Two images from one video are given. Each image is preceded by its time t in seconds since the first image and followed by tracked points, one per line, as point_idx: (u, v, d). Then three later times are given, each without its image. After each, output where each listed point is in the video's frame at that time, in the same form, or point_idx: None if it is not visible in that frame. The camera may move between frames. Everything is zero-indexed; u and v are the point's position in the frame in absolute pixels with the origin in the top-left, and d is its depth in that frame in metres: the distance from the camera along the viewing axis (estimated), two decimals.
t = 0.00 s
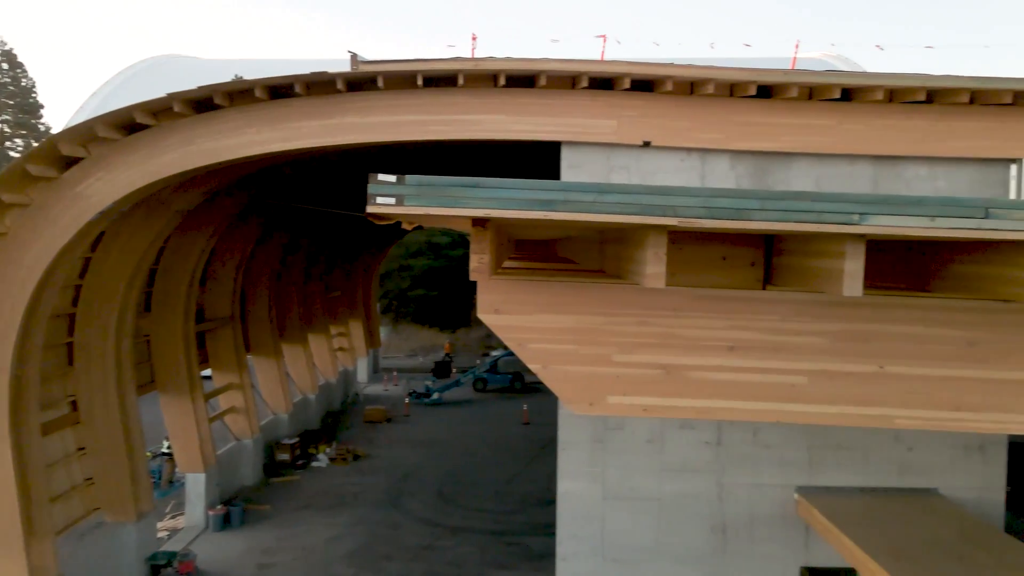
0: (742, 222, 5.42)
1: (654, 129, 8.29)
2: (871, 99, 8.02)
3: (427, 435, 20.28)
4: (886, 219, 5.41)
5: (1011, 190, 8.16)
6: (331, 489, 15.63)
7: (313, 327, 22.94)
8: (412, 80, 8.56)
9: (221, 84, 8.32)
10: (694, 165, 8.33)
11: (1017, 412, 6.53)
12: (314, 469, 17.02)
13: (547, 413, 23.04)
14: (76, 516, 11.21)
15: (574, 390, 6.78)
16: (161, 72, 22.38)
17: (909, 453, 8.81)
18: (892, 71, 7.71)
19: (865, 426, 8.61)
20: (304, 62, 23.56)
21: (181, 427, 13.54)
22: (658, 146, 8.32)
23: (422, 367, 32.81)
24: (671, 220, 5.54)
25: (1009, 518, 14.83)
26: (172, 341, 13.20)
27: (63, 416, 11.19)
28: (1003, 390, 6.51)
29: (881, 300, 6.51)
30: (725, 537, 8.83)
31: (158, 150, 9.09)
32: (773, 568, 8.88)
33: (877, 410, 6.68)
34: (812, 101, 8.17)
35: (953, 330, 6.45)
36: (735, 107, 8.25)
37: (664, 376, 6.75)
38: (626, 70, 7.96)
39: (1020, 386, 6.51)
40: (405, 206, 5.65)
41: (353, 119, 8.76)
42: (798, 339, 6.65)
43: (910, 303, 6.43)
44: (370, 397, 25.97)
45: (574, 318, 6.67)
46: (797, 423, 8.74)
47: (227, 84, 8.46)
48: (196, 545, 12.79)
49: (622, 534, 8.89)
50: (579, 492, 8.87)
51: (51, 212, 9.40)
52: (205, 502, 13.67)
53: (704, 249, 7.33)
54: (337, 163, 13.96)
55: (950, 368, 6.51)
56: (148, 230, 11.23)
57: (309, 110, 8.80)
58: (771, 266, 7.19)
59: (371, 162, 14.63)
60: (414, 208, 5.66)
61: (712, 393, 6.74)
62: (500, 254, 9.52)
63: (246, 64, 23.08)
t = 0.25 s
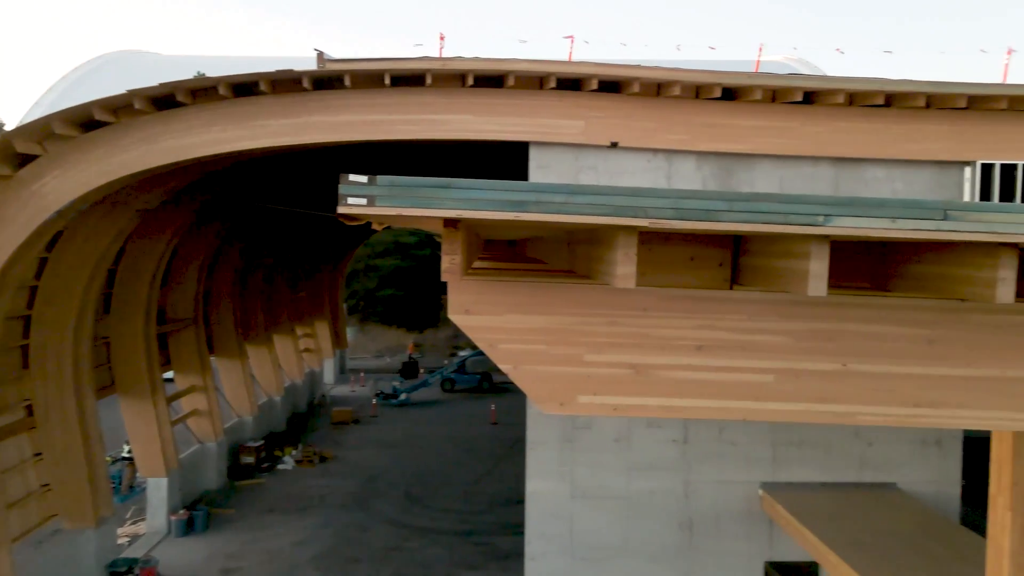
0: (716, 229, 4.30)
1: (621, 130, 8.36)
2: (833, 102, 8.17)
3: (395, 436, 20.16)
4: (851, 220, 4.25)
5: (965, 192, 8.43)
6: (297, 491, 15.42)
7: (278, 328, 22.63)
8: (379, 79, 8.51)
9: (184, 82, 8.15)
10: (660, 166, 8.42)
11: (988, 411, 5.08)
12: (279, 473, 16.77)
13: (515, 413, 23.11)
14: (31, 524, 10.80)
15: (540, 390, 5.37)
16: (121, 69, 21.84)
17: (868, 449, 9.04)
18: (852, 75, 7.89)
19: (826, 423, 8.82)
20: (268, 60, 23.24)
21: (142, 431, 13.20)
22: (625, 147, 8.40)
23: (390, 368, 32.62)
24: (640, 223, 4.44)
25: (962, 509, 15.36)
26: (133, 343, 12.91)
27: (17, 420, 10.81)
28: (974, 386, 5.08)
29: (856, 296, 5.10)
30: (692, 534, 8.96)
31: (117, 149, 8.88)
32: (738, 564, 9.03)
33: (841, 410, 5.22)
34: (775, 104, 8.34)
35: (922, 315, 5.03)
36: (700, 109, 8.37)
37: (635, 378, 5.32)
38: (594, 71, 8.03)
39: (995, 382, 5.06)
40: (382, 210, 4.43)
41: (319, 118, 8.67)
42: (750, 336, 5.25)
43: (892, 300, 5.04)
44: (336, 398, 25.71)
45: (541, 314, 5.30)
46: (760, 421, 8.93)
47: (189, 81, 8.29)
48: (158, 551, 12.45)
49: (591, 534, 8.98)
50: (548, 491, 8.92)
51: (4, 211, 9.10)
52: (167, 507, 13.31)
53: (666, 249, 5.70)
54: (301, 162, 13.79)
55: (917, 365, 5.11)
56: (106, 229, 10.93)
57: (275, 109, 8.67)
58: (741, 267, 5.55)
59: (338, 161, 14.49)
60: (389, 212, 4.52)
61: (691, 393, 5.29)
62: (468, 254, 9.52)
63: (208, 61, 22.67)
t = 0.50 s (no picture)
0: (682, 229, 4.30)
1: (585, 130, 8.45)
2: (792, 105, 8.38)
3: (360, 438, 19.96)
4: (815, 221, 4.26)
5: (918, 194, 8.72)
6: (260, 495, 15.17)
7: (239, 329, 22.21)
8: (344, 78, 8.45)
9: (143, 78, 7.99)
10: (625, 167, 8.58)
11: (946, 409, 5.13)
12: (241, 476, 16.46)
13: (481, 412, 23.10)
14: None
15: (512, 391, 5.22)
16: (78, 59, 21.33)
17: (827, 444, 9.27)
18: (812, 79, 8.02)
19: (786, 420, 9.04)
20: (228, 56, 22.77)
21: (97, 435, 12.82)
22: (590, 147, 8.51)
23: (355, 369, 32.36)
24: (611, 225, 4.33)
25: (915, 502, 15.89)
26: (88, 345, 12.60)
27: None
28: (934, 384, 5.12)
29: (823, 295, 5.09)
30: (656, 532, 9.10)
31: (71, 146, 8.63)
32: (701, 560, 9.19)
33: (804, 407, 5.22)
34: (737, 107, 8.45)
35: (886, 314, 5.05)
36: (664, 111, 8.48)
37: (602, 378, 5.22)
38: (560, 72, 8.02)
39: (952, 381, 5.11)
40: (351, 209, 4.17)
41: (283, 117, 8.57)
42: (717, 336, 5.18)
43: (855, 298, 5.04)
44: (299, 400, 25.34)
45: (512, 313, 5.18)
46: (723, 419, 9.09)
47: (148, 78, 8.11)
48: (115, 558, 12.08)
49: (557, 533, 9.05)
50: (514, 491, 8.94)
51: None
52: (125, 513, 12.92)
53: (632, 251, 5.75)
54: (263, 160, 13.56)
55: (879, 363, 5.14)
56: (59, 229, 10.61)
57: (237, 107, 8.53)
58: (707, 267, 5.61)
59: (301, 161, 14.30)
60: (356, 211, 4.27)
61: (661, 392, 5.22)
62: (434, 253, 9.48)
63: (166, 56, 22.10)
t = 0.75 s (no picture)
0: (652, 231, 4.31)
1: (551, 130, 8.50)
2: (754, 107, 8.51)
3: (325, 440, 19.72)
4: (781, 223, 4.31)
5: (873, 196, 9.01)
6: (221, 499, 14.89)
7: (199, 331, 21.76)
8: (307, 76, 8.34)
9: (99, 73, 7.81)
10: (590, 167, 8.67)
11: (902, 405, 5.30)
12: (202, 480, 16.12)
13: (447, 413, 23.05)
14: None
15: (483, 391, 5.21)
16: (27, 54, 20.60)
17: (787, 441, 9.52)
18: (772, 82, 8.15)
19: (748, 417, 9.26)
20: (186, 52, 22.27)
21: (51, 440, 12.45)
22: (556, 147, 8.58)
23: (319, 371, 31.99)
24: (582, 226, 4.28)
25: (872, 495, 16.35)
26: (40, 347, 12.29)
27: None
28: (891, 380, 5.28)
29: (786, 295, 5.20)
30: (621, 529, 9.24)
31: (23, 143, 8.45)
32: (665, 555, 9.34)
33: (767, 404, 5.31)
34: (699, 108, 8.58)
35: (848, 313, 5.19)
36: (629, 112, 8.59)
37: (573, 377, 5.26)
38: (525, 73, 8.01)
39: (908, 377, 5.27)
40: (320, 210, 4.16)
41: (245, 114, 8.44)
42: (685, 335, 5.23)
43: (818, 298, 5.15)
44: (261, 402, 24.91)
45: (481, 313, 5.18)
46: (686, 417, 9.26)
47: (104, 74, 7.91)
48: (70, 566, 11.69)
49: (523, 532, 9.09)
50: (480, 490, 8.97)
51: None
52: (80, 519, 12.53)
53: (602, 252, 5.83)
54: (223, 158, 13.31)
55: (839, 361, 5.26)
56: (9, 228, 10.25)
57: (198, 105, 8.38)
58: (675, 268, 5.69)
59: (262, 159, 14.07)
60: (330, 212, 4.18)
61: (630, 391, 5.24)
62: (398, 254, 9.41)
63: (121, 51, 21.51)
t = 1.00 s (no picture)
0: (625, 232, 4.15)
1: (517, 131, 8.53)
2: (717, 109, 8.72)
3: (289, 442, 19.45)
4: (751, 224, 4.24)
5: (832, 196, 9.17)
6: (182, 504, 14.59)
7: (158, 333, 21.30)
8: (270, 74, 8.32)
9: (55, 69, 7.82)
10: (556, 167, 8.68)
11: (863, 401, 5.44)
12: (162, 485, 15.76)
13: (414, 413, 22.95)
14: None
15: (454, 390, 5.13)
16: None
17: (750, 437, 9.71)
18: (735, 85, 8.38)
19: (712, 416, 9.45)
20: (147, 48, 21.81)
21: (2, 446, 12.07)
22: (523, 148, 8.58)
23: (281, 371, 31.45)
24: (556, 228, 4.08)
25: (832, 491, 16.78)
26: None
27: None
28: (853, 378, 5.41)
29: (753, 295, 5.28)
30: (588, 528, 9.33)
31: None
32: (631, 552, 9.48)
33: (734, 402, 5.38)
34: (664, 110, 8.71)
35: (813, 312, 5.30)
36: (595, 113, 8.67)
37: (545, 377, 5.23)
38: (491, 73, 8.07)
39: (869, 374, 5.41)
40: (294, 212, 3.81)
41: (209, 112, 8.46)
42: (654, 335, 5.26)
43: (783, 297, 5.25)
44: (223, 404, 24.45)
45: (453, 313, 5.09)
46: (651, 416, 9.41)
47: (61, 69, 7.90)
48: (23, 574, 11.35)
49: (491, 531, 9.15)
50: (447, 490, 9.00)
51: None
52: (34, 526, 12.17)
53: (571, 252, 5.69)
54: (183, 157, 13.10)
55: (804, 359, 5.37)
56: None
57: (158, 102, 8.43)
58: (645, 268, 5.65)
59: (224, 158, 13.86)
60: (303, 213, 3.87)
61: (600, 390, 5.25)
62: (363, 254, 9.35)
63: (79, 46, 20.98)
